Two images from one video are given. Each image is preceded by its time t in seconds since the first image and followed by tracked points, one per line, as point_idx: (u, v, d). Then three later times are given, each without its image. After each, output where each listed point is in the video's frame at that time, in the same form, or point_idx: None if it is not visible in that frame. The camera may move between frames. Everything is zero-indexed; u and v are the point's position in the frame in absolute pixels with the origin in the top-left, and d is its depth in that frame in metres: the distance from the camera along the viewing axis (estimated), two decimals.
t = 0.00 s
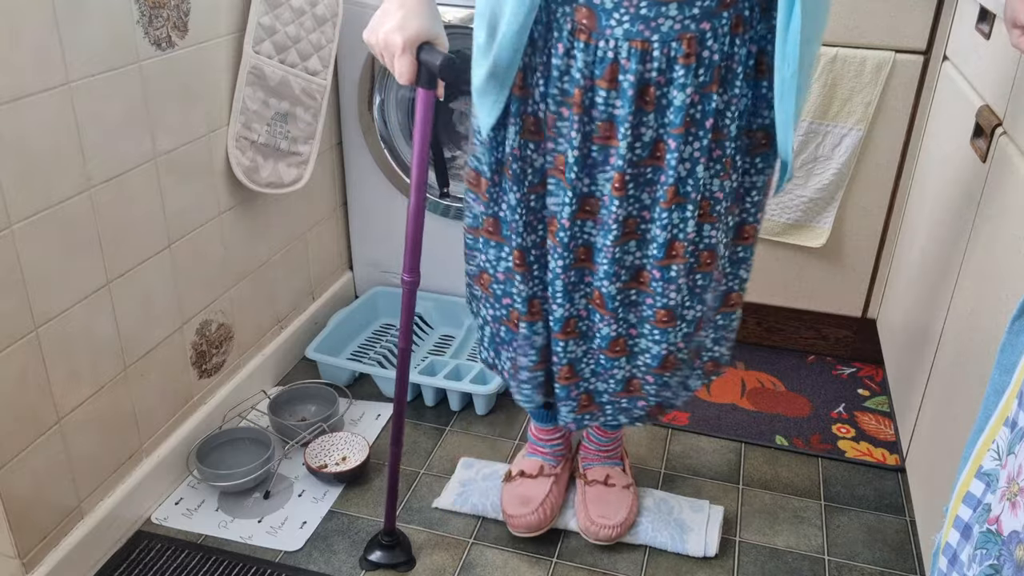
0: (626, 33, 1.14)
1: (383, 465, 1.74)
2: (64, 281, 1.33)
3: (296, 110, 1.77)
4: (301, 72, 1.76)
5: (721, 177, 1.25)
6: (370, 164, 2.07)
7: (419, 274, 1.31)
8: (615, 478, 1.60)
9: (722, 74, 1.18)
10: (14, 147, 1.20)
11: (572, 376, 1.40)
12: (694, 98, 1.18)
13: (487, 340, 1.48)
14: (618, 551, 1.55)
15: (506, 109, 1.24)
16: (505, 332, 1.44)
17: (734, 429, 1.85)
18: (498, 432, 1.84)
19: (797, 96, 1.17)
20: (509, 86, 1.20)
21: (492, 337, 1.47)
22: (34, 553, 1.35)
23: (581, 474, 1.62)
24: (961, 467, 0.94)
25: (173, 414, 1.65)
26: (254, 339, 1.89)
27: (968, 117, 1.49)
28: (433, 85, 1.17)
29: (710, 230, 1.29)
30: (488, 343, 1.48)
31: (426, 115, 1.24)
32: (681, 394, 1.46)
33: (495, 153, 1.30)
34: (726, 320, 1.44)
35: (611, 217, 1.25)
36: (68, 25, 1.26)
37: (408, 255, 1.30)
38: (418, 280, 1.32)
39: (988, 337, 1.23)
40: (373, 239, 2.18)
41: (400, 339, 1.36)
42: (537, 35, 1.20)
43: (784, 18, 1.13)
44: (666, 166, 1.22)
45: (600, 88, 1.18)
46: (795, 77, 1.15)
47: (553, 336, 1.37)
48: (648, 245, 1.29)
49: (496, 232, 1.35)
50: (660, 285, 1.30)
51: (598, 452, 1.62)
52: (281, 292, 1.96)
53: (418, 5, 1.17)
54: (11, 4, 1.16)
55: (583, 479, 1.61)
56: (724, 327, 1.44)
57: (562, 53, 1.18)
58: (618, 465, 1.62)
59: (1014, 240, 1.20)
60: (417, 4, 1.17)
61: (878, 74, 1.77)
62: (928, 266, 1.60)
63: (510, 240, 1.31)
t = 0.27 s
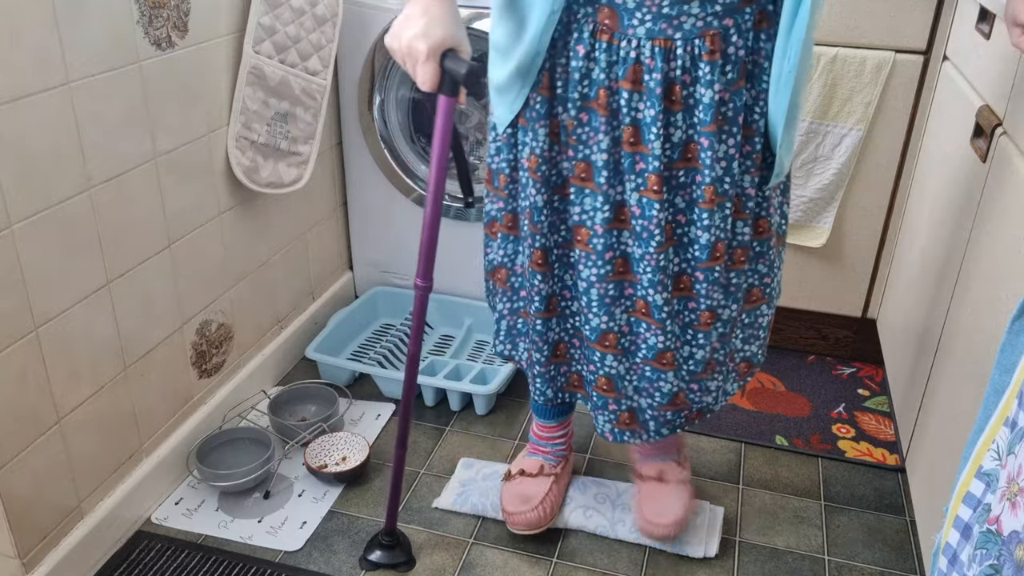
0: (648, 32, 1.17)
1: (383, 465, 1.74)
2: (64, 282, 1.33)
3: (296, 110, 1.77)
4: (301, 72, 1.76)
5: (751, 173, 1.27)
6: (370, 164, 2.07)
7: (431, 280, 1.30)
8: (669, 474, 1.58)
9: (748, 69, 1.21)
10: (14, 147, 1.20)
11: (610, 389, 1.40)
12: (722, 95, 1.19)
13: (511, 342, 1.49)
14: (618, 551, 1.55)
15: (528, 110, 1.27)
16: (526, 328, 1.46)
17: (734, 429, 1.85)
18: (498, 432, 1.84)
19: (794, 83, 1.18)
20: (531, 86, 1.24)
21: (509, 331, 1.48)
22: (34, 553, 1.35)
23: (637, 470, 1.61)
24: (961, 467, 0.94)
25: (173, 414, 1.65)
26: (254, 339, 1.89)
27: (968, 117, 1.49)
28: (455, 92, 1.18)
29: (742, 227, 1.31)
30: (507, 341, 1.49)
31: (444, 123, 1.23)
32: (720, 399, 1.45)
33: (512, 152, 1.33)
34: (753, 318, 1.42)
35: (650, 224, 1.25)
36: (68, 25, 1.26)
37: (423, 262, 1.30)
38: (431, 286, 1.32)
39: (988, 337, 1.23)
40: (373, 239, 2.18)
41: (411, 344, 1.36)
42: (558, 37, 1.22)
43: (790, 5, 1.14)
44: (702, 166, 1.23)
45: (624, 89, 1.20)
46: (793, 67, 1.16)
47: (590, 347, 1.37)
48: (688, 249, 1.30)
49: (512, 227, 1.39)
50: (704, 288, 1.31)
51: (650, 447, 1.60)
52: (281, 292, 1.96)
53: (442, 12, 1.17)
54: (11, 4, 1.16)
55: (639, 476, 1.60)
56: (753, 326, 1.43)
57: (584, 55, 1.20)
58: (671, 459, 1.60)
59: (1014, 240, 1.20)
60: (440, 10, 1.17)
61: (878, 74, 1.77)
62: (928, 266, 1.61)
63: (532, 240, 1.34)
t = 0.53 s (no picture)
0: (682, 32, 1.14)
1: (383, 464, 1.74)
2: (64, 282, 1.33)
3: (296, 110, 1.77)
4: (301, 72, 1.76)
5: (774, 187, 1.23)
6: (370, 164, 2.07)
7: (448, 274, 1.33)
8: (683, 496, 1.57)
9: (782, 80, 1.16)
10: (14, 147, 1.20)
11: (605, 381, 1.43)
12: (750, 103, 1.17)
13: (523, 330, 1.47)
14: (619, 551, 1.55)
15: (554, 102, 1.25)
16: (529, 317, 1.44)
17: (735, 429, 1.85)
18: (498, 432, 1.85)
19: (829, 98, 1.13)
20: (560, 80, 1.23)
21: (524, 319, 1.46)
22: (34, 553, 1.35)
23: (648, 491, 1.60)
24: (961, 467, 0.94)
25: (173, 414, 1.65)
26: (254, 339, 1.89)
27: (968, 117, 1.49)
28: (480, 86, 1.23)
29: (757, 239, 1.27)
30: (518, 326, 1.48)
31: (468, 116, 1.26)
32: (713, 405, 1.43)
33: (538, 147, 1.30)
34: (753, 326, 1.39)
35: (660, 223, 1.24)
36: (68, 25, 1.26)
37: (440, 255, 1.33)
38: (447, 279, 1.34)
39: (988, 337, 1.23)
40: (373, 239, 2.18)
41: (423, 337, 1.38)
42: (592, 29, 1.20)
43: (831, 13, 1.09)
44: (719, 172, 1.21)
45: (652, 86, 1.17)
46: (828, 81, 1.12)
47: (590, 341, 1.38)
48: (693, 253, 1.29)
49: (536, 218, 1.35)
50: (704, 292, 1.30)
51: (666, 469, 1.59)
52: (281, 292, 1.96)
53: (471, 8, 1.21)
54: (11, 4, 1.16)
55: (650, 496, 1.58)
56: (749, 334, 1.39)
57: (615, 49, 1.18)
58: (686, 484, 1.59)
59: (1013, 240, 1.20)
60: (470, 7, 1.21)
61: (878, 74, 1.77)
62: (928, 266, 1.61)
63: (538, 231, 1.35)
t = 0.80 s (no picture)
0: (696, 25, 1.14)
1: (383, 464, 1.74)
2: (65, 282, 1.34)
3: (296, 110, 1.77)
4: (301, 72, 1.76)
5: (803, 185, 1.23)
6: (370, 164, 2.07)
7: (446, 269, 1.33)
8: (684, 496, 1.57)
9: (801, 76, 1.15)
10: (14, 147, 1.20)
11: (620, 382, 1.42)
12: (766, 98, 1.16)
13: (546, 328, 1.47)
14: (619, 551, 1.55)
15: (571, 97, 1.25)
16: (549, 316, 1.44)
17: (735, 429, 1.85)
18: (498, 432, 1.85)
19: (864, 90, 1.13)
20: (575, 78, 1.23)
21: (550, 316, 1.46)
22: (34, 552, 1.35)
23: (649, 490, 1.60)
24: (961, 467, 0.94)
25: (173, 414, 1.65)
26: (254, 339, 1.89)
27: (968, 117, 1.49)
28: (477, 81, 1.22)
29: (785, 241, 1.28)
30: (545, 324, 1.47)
31: (465, 112, 1.26)
32: (726, 402, 1.45)
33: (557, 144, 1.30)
34: (778, 330, 1.43)
35: (671, 217, 1.23)
36: (68, 25, 1.26)
37: (438, 249, 1.32)
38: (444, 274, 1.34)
39: (988, 338, 1.23)
40: (373, 239, 2.18)
41: (423, 331, 1.38)
42: (607, 24, 1.20)
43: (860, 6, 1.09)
44: (735, 169, 1.19)
45: (666, 79, 1.17)
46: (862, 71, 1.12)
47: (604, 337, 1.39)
48: (712, 254, 1.27)
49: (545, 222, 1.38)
50: (726, 295, 1.28)
51: (668, 468, 1.60)
52: (281, 292, 1.96)
53: (472, 4, 1.21)
54: (11, 3, 1.16)
55: (650, 494, 1.59)
56: (775, 336, 1.44)
57: (630, 43, 1.18)
58: (687, 484, 1.59)
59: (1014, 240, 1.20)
60: (471, 3, 1.21)
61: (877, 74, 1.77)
62: (928, 266, 1.61)
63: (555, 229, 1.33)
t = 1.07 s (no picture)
0: (706, 27, 1.15)
1: (383, 464, 1.74)
2: (65, 282, 1.34)
3: (296, 110, 1.77)
4: (301, 72, 1.76)
5: (811, 174, 1.22)
6: (370, 164, 2.07)
7: (449, 267, 1.32)
8: (693, 488, 1.58)
9: (810, 68, 1.16)
10: (14, 147, 1.20)
11: (665, 377, 1.40)
12: (781, 92, 1.16)
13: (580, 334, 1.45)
14: (619, 551, 1.55)
15: (586, 107, 1.27)
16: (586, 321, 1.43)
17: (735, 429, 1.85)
18: (498, 432, 1.84)
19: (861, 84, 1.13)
20: (587, 85, 1.24)
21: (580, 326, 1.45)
22: (34, 552, 1.35)
23: (659, 479, 1.61)
24: (961, 467, 0.94)
25: (173, 414, 1.65)
26: (254, 339, 1.89)
27: (968, 116, 1.49)
28: (481, 81, 1.22)
29: (801, 230, 1.25)
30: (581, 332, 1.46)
31: (471, 112, 1.26)
32: (787, 415, 1.40)
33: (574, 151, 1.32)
34: (817, 328, 1.38)
35: (703, 218, 1.23)
36: (68, 25, 1.26)
37: (441, 248, 1.32)
38: (448, 274, 1.34)
39: (988, 338, 1.24)
40: (373, 239, 2.18)
41: (425, 331, 1.38)
42: (616, 32, 1.22)
43: None
44: (757, 165, 1.19)
45: (680, 84, 1.18)
46: (861, 65, 1.12)
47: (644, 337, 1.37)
48: (743, 249, 1.27)
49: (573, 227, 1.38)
50: (759, 290, 1.27)
51: (677, 460, 1.60)
52: (281, 292, 1.96)
53: (477, 5, 1.22)
54: (11, 3, 1.16)
55: (660, 484, 1.60)
56: (815, 336, 1.39)
57: (640, 50, 1.19)
58: (697, 476, 1.60)
59: (1014, 240, 1.20)
60: (476, 3, 1.22)
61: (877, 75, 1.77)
62: (928, 266, 1.61)
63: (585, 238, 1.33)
